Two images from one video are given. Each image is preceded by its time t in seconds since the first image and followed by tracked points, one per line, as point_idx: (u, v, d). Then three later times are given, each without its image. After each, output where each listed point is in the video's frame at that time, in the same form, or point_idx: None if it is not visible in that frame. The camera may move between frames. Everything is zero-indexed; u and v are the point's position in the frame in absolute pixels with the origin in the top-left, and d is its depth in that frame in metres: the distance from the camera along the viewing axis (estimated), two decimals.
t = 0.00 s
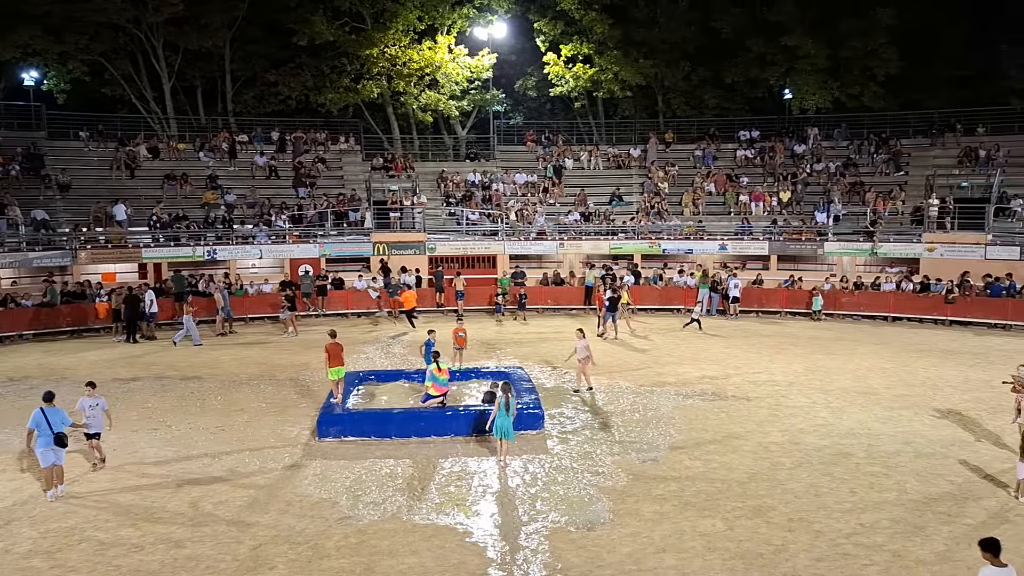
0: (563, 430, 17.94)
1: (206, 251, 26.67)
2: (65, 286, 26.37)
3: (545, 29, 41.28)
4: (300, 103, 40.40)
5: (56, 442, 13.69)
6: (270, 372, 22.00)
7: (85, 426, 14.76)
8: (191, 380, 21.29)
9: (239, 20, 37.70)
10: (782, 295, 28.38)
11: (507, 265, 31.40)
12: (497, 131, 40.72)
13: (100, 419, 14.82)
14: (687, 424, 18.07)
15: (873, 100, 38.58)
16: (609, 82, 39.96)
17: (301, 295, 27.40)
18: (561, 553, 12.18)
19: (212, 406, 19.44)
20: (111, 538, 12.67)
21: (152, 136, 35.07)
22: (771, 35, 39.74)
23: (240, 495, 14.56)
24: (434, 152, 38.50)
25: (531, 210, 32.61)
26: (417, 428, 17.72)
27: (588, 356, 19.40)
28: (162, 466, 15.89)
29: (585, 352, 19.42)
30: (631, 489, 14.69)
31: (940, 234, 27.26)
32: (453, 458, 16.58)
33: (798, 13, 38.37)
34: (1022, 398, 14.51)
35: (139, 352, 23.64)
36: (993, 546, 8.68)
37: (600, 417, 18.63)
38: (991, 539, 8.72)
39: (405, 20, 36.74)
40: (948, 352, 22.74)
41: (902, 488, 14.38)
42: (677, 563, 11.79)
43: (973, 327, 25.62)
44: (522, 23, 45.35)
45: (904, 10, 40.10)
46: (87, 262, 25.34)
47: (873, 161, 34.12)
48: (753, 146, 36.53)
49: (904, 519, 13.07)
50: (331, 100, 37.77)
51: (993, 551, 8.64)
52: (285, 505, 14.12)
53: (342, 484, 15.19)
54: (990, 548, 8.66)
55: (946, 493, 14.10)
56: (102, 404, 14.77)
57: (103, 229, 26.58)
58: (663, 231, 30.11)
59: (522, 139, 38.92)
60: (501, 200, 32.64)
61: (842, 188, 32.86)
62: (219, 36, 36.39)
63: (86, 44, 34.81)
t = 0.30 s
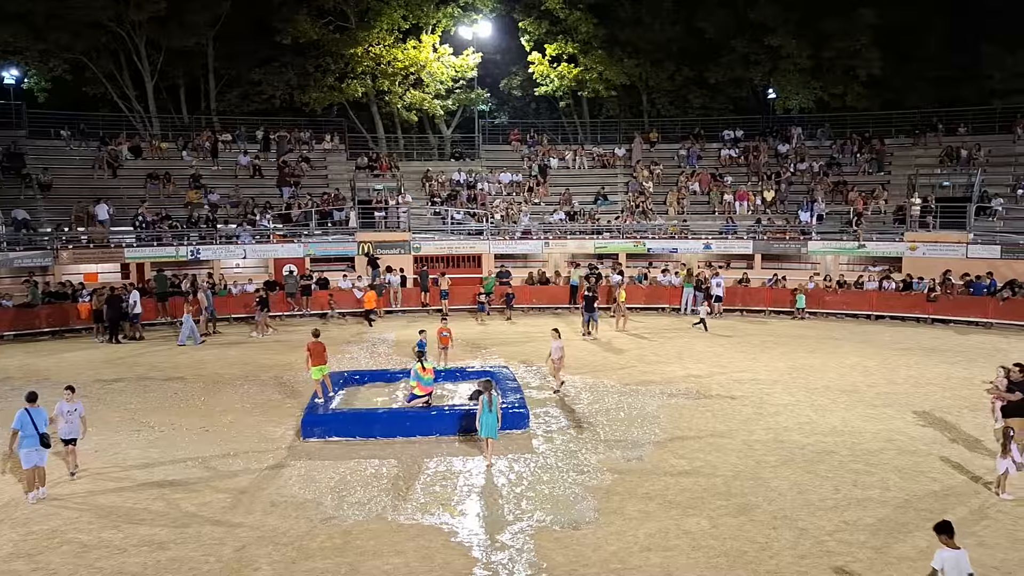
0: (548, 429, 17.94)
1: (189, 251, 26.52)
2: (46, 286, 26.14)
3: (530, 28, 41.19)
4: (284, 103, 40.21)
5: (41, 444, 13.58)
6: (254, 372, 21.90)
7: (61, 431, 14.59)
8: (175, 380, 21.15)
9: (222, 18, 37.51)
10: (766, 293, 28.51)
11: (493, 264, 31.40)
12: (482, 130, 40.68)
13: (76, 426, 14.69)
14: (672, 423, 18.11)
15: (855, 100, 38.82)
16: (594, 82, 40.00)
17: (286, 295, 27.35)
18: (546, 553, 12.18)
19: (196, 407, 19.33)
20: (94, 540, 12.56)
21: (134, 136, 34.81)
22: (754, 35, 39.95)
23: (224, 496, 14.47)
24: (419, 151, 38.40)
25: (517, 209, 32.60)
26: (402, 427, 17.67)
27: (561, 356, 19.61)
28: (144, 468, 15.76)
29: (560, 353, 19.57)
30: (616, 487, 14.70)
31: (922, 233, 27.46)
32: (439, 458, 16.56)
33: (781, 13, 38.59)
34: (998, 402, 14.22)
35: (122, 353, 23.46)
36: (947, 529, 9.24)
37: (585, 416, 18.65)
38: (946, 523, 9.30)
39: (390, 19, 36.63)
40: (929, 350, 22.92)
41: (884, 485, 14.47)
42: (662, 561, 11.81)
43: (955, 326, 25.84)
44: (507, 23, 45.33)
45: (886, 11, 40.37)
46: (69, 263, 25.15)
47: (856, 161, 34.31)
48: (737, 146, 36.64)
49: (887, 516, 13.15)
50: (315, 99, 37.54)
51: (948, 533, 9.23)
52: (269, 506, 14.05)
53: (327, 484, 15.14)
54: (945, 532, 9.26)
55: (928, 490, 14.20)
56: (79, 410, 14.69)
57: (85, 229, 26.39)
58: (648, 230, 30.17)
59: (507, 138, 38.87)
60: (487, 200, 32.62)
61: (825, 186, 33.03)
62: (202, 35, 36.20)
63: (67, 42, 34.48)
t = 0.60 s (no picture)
0: (535, 428, 17.94)
1: (173, 250, 26.34)
2: (27, 287, 25.91)
3: (515, 27, 41.12)
4: (269, 102, 40.04)
5: (22, 445, 13.50)
6: (239, 372, 21.79)
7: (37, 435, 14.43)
8: (159, 381, 21.02)
9: (206, 16, 37.32)
10: (751, 291, 28.63)
11: (479, 263, 31.37)
12: (468, 129, 40.62)
13: (53, 429, 14.59)
14: (658, 421, 18.16)
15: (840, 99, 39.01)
16: (579, 81, 40.04)
17: (271, 295, 27.28)
18: (533, 552, 12.18)
19: (180, 407, 19.21)
20: (77, 542, 12.46)
21: (117, 134, 34.57)
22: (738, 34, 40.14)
23: (209, 497, 14.39)
24: (405, 150, 38.30)
25: (502, 208, 32.56)
26: (388, 427, 17.62)
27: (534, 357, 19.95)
28: (128, 469, 15.64)
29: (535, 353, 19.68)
30: (603, 486, 14.73)
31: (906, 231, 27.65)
32: (425, 457, 16.53)
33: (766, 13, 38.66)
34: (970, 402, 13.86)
35: (105, 354, 23.28)
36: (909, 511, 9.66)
37: (571, 415, 18.67)
38: (909, 504, 9.71)
39: (375, 18, 36.52)
40: (913, 348, 23.09)
41: (868, 482, 14.56)
42: (648, 559, 11.84)
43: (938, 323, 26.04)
44: (492, 21, 45.26)
45: (869, 10, 40.69)
46: (51, 263, 24.95)
47: (840, 159, 34.49)
48: (722, 145, 36.74)
49: (871, 513, 13.23)
50: (300, 99, 36.89)
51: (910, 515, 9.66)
52: (254, 507, 13.98)
53: (312, 484, 15.08)
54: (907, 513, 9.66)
55: (912, 487, 14.30)
56: (56, 412, 14.61)
57: (68, 229, 26.18)
58: (634, 229, 30.24)
59: (492, 137, 38.81)
60: (472, 199, 32.59)
61: (810, 185, 33.18)
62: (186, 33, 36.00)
63: (48, 40, 34.20)
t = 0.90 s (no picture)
0: (521, 428, 17.94)
1: (156, 251, 26.15)
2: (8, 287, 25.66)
3: (500, 27, 41.10)
4: (253, 100, 39.85)
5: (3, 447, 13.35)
6: (224, 373, 21.67)
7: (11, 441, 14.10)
8: (142, 382, 20.87)
9: (189, 15, 37.09)
10: (736, 290, 28.72)
11: (464, 262, 31.34)
12: (454, 128, 40.57)
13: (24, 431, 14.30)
14: (644, 420, 18.20)
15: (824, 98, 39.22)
16: (565, 80, 40.05)
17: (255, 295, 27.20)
18: (519, 551, 12.18)
19: (164, 408, 19.07)
20: (59, 545, 12.35)
21: (99, 134, 34.30)
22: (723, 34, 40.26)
23: (194, 498, 14.31)
24: (390, 149, 38.19)
25: (488, 208, 32.50)
26: (374, 427, 17.56)
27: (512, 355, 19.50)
28: (111, 471, 15.53)
29: (510, 353, 19.45)
30: (589, 485, 14.75)
31: (889, 230, 27.82)
32: (411, 457, 16.49)
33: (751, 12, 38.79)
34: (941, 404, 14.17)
35: (88, 355, 23.10)
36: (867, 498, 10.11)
37: (557, 414, 18.68)
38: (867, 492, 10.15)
39: (359, 17, 36.38)
40: (896, 346, 23.26)
41: (852, 479, 14.65)
42: (634, 558, 11.87)
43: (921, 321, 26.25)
44: (477, 21, 45.20)
45: (852, 11, 40.96)
46: (32, 263, 24.74)
47: (824, 159, 34.68)
48: (707, 144, 36.82)
49: (855, 510, 13.32)
50: (284, 97, 36.97)
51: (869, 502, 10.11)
52: (239, 508, 13.91)
53: (298, 485, 15.02)
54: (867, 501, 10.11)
55: (895, 483, 14.41)
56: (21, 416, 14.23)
57: (49, 229, 25.94)
58: (619, 228, 30.30)
59: (478, 137, 38.77)
60: (458, 198, 32.53)
61: (794, 184, 33.34)
62: (168, 31, 35.74)
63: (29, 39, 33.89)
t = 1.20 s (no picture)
0: (506, 427, 17.93)
1: (138, 251, 25.95)
2: None
3: (484, 26, 41.08)
4: (236, 99, 39.64)
5: None
6: (207, 374, 21.53)
7: None
8: (125, 383, 20.73)
9: (170, 13, 36.84)
10: (720, 288, 28.82)
11: (449, 262, 31.31)
12: (438, 127, 40.51)
13: None
14: (630, 418, 18.23)
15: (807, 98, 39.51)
16: (549, 79, 40.10)
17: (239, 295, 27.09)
18: (505, 550, 12.17)
19: (147, 410, 18.94)
20: (40, 549, 12.24)
21: (80, 133, 34.01)
22: (707, 33, 40.41)
23: (177, 500, 14.21)
24: (374, 148, 38.11)
25: (473, 207, 32.46)
26: (358, 427, 17.50)
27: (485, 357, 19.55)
28: (93, 473, 15.40)
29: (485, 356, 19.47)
30: (574, 483, 14.76)
31: (872, 229, 28.00)
32: (396, 457, 16.45)
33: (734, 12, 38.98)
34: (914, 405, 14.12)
35: (71, 356, 22.92)
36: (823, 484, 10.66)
37: (542, 413, 18.68)
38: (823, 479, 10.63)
39: (343, 16, 36.28)
40: (879, 343, 23.42)
41: (836, 476, 14.73)
42: (620, 556, 11.88)
43: (903, 319, 26.45)
44: (461, 20, 45.14)
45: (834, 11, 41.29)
46: (13, 263, 24.54)
47: (806, 158, 34.89)
48: (691, 143, 36.94)
49: (839, 507, 13.39)
50: (267, 97, 36.83)
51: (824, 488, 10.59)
52: (223, 509, 13.83)
53: (282, 486, 14.94)
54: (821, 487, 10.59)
55: (878, 480, 14.51)
56: None
57: (29, 229, 25.72)
58: (604, 228, 30.40)
59: (462, 136, 38.71)
60: (443, 198, 32.49)
61: (777, 183, 33.52)
62: (150, 30, 35.47)
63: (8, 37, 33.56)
